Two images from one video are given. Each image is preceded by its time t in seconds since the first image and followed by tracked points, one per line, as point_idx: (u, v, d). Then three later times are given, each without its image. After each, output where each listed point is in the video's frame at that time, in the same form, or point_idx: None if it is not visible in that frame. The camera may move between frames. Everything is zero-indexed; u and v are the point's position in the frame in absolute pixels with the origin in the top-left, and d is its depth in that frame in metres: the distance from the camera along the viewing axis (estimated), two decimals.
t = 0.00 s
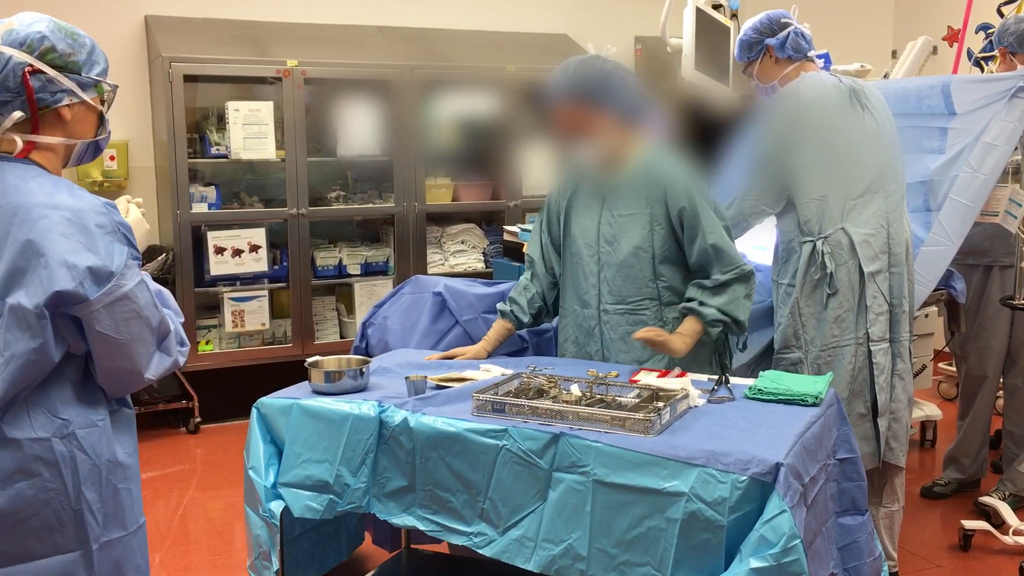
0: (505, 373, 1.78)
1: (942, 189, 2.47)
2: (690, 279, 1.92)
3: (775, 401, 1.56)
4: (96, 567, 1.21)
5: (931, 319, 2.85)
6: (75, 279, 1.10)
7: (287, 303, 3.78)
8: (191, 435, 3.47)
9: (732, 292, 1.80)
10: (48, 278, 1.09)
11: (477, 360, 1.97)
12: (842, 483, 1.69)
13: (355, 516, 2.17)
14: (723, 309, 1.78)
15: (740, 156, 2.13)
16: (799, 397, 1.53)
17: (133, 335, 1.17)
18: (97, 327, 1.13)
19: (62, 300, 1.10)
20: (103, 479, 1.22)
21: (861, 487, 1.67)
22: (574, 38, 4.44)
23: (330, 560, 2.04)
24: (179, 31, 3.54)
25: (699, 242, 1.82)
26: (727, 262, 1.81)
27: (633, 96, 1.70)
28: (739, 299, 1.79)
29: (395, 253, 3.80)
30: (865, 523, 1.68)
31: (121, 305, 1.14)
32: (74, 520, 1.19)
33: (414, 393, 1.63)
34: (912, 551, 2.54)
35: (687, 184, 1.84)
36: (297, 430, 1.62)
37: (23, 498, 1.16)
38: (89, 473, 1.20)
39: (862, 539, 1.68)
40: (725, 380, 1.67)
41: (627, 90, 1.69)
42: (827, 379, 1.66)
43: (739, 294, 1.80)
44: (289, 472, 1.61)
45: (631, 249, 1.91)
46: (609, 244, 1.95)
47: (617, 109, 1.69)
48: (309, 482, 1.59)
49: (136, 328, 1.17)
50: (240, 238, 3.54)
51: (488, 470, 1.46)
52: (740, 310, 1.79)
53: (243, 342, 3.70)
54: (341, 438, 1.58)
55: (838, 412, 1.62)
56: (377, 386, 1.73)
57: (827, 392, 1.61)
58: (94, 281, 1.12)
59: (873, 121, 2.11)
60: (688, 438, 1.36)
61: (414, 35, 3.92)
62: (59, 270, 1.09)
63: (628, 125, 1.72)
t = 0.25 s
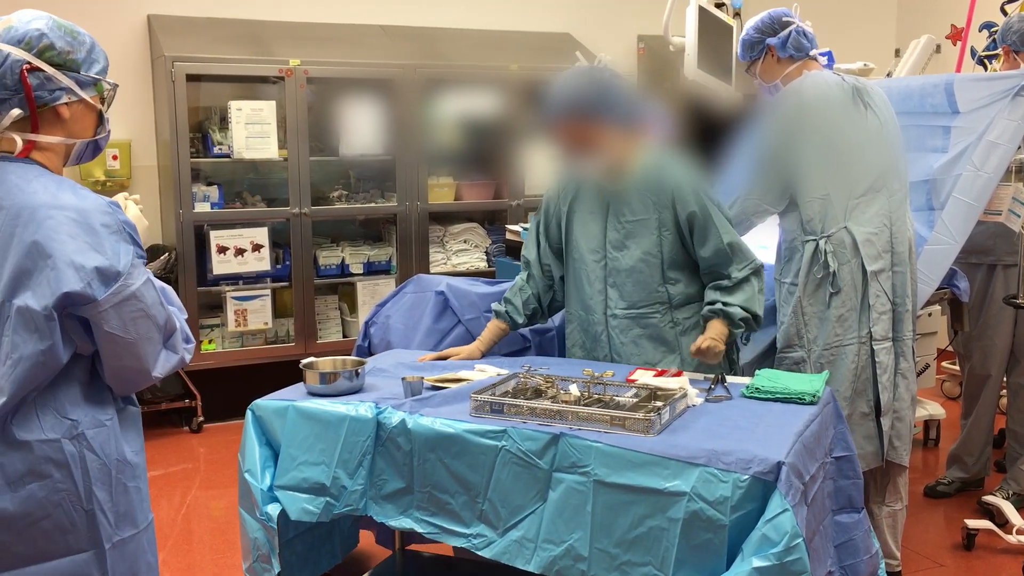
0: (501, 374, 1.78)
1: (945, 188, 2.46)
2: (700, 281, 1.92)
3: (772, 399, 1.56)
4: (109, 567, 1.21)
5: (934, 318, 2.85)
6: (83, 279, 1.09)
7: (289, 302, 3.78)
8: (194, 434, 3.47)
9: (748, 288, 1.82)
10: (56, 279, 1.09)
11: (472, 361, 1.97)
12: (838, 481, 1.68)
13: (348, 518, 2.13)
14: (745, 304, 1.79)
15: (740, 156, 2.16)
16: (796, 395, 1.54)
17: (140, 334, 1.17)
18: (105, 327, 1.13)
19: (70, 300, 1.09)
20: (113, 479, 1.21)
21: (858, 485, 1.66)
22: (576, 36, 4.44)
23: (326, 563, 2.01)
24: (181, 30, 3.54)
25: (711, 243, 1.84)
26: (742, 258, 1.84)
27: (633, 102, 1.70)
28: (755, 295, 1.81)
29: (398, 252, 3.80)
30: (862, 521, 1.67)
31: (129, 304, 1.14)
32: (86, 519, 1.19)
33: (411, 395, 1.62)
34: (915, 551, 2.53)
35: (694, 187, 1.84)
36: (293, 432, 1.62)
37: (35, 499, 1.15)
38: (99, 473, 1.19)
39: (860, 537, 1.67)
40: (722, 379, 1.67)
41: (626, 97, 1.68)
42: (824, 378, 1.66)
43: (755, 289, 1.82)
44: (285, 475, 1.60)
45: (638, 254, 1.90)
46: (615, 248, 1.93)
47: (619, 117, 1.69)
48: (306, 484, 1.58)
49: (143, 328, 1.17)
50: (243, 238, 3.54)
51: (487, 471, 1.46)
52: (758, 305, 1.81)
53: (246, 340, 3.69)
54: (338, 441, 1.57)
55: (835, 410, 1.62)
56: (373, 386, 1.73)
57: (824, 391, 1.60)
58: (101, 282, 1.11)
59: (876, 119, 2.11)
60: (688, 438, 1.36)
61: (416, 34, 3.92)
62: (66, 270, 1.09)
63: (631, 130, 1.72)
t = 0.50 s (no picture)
0: (498, 374, 1.78)
1: (949, 187, 2.46)
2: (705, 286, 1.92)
3: (769, 398, 1.56)
4: (112, 569, 1.21)
5: (939, 316, 2.84)
6: (87, 283, 1.09)
7: (294, 301, 3.79)
8: (199, 432, 3.48)
9: (747, 301, 1.80)
10: (61, 282, 1.09)
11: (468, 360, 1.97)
12: (834, 479, 1.66)
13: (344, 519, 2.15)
14: (743, 317, 1.78)
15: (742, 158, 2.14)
16: (795, 393, 1.54)
17: (144, 338, 1.17)
18: (109, 330, 1.13)
19: (74, 303, 1.10)
20: (116, 481, 1.21)
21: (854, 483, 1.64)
22: (580, 35, 4.44)
23: (322, 564, 2.02)
24: (186, 29, 3.54)
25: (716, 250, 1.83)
26: (741, 271, 1.81)
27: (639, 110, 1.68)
28: (754, 309, 1.79)
29: (402, 251, 3.80)
30: (858, 518, 1.66)
31: (133, 307, 1.14)
32: (90, 522, 1.19)
33: (409, 395, 1.62)
34: (919, 550, 2.53)
35: (702, 190, 1.85)
36: (290, 433, 1.60)
37: (38, 501, 1.15)
38: (101, 475, 1.19)
39: (855, 534, 1.67)
40: (719, 378, 1.67)
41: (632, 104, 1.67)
42: (822, 376, 1.66)
43: (753, 304, 1.80)
44: (282, 476, 1.59)
45: (648, 258, 1.91)
46: (624, 251, 1.94)
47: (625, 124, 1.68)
48: (302, 485, 1.57)
49: (147, 331, 1.17)
50: (247, 237, 3.54)
51: (486, 472, 1.45)
52: (756, 318, 1.79)
53: (250, 339, 3.71)
54: (335, 442, 1.56)
55: (831, 408, 1.63)
56: (370, 386, 1.72)
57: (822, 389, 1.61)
58: (105, 285, 1.12)
59: (881, 119, 2.10)
60: (689, 436, 1.36)
61: (420, 32, 3.92)
62: (71, 273, 1.09)
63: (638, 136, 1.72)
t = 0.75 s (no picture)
0: (494, 373, 1.79)
1: (955, 185, 2.45)
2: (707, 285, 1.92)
3: (765, 395, 1.56)
4: (116, 569, 1.21)
5: (945, 316, 2.84)
6: (92, 281, 1.10)
7: (298, 300, 3.80)
8: (204, 431, 3.49)
9: (745, 302, 1.80)
10: (66, 281, 1.09)
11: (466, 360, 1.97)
12: (830, 476, 1.66)
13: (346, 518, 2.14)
14: (738, 318, 1.77)
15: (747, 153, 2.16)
16: (790, 391, 1.53)
17: (150, 336, 1.17)
18: (115, 328, 1.13)
19: (79, 302, 1.10)
20: (121, 481, 1.22)
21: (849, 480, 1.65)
22: (584, 35, 4.44)
23: (324, 563, 2.02)
24: (190, 28, 3.55)
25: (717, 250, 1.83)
26: (739, 273, 1.81)
27: (638, 112, 1.68)
28: (751, 311, 1.78)
29: (406, 250, 3.81)
30: (855, 515, 1.65)
31: (139, 306, 1.14)
32: (93, 521, 1.19)
33: (405, 393, 1.62)
34: (925, 549, 2.52)
35: (706, 189, 1.85)
36: (286, 430, 1.61)
37: (42, 500, 1.15)
38: (106, 475, 1.19)
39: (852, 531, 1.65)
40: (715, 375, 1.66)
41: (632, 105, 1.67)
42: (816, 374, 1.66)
43: (752, 305, 1.79)
44: (276, 473, 1.60)
45: (652, 257, 1.91)
46: (628, 252, 1.94)
47: (623, 127, 1.68)
48: (296, 483, 1.57)
49: (153, 329, 1.17)
50: (252, 236, 3.55)
51: (481, 470, 1.44)
52: (754, 319, 1.78)
53: (255, 338, 3.72)
54: (330, 439, 1.56)
55: (827, 406, 1.62)
56: (366, 385, 1.72)
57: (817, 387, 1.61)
58: (111, 283, 1.12)
59: (887, 118, 2.09)
60: (683, 434, 1.36)
61: (424, 31, 3.92)
62: (76, 271, 1.09)
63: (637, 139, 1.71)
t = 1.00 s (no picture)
0: (485, 371, 1.78)
1: (960, 184, 2.44)
2: (707, 282, 1.91)
3: (754, 395, 1.55)
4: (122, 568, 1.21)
5: (949, 315, 2.83)
6: (97, 279, 1.09)
7: (302, 300, 3.79)
8: (208, 430, 3.49)
9: (743, 300, 1.80)
10: (70, 279, 1.09)
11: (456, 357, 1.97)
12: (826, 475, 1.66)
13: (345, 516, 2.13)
14: (733, 318, 1.77)
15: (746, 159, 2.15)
16: (779, 391, 1.53)
17: (156, 334, 1.17)
18: (121, 326, 1.13)
19: (85, 300, 1.10)
20: (127, 479, 1.22)
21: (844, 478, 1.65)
22: (588, 33, 4.44)
23: (325, 561, 2.02)
24: (193, 27, 3.55)
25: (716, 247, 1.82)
26: (736, 271, 1.80)
27: (632, 111, 1.67)
28: (747, 309, 1.78)
29: (409, 249, 3.80)
30: (851, 514, 1.64)
31: (144, 303, 1.14)
32: (99, 520, 1.19)
33: (394, 391, 1.62)
34: (929, 548, 2.52)
35: (705, 185, 1.85)
36: (276, 428, 1.60)
37: (48, 499, 1.15)
38: (112, 473, 1.19)
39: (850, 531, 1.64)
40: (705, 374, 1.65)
41: (626, 103, 1.67)
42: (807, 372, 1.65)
43: (748, 303, 1.79)
44: (267, 471, 1.58)
45: (652, 255, 1.90)
46: (629, 250, 1.93)
47: (616, 126, 1.67)
48: (286, 480, 1.56)
49: (159, 326, 1.17)
50: (256, 234, 3.55)
51: (469, 467, 1.44)
52: (750, 319, 1.78)
53: (258, 337, 3.72)
54: (321, 437, 1.55)
55: (820, 405, 1.61)
56: (358, 383, 1.72)
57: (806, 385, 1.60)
58: (116, 280, 1.11)
59: (891, 116, 2.09)
60: (669, 432, 1.35)
61: (427, 30, 3.92)
62: (81, 270, 1.09)
63: (633, 137, 1.71)
